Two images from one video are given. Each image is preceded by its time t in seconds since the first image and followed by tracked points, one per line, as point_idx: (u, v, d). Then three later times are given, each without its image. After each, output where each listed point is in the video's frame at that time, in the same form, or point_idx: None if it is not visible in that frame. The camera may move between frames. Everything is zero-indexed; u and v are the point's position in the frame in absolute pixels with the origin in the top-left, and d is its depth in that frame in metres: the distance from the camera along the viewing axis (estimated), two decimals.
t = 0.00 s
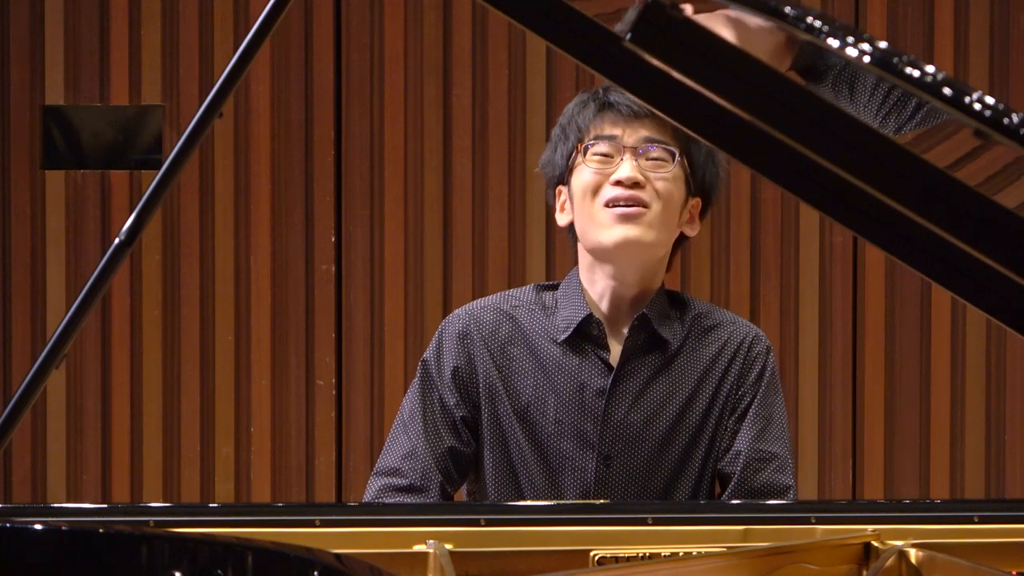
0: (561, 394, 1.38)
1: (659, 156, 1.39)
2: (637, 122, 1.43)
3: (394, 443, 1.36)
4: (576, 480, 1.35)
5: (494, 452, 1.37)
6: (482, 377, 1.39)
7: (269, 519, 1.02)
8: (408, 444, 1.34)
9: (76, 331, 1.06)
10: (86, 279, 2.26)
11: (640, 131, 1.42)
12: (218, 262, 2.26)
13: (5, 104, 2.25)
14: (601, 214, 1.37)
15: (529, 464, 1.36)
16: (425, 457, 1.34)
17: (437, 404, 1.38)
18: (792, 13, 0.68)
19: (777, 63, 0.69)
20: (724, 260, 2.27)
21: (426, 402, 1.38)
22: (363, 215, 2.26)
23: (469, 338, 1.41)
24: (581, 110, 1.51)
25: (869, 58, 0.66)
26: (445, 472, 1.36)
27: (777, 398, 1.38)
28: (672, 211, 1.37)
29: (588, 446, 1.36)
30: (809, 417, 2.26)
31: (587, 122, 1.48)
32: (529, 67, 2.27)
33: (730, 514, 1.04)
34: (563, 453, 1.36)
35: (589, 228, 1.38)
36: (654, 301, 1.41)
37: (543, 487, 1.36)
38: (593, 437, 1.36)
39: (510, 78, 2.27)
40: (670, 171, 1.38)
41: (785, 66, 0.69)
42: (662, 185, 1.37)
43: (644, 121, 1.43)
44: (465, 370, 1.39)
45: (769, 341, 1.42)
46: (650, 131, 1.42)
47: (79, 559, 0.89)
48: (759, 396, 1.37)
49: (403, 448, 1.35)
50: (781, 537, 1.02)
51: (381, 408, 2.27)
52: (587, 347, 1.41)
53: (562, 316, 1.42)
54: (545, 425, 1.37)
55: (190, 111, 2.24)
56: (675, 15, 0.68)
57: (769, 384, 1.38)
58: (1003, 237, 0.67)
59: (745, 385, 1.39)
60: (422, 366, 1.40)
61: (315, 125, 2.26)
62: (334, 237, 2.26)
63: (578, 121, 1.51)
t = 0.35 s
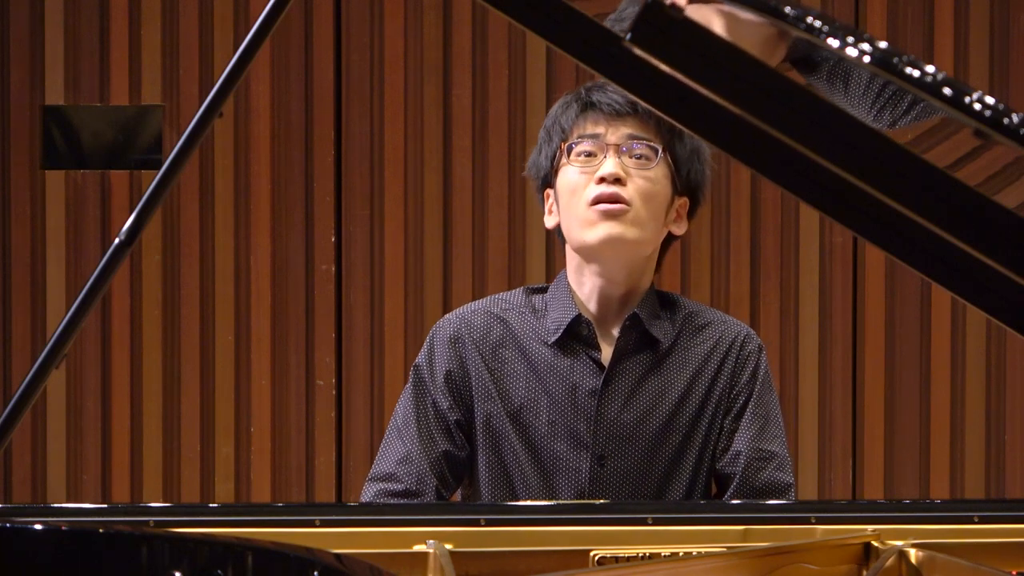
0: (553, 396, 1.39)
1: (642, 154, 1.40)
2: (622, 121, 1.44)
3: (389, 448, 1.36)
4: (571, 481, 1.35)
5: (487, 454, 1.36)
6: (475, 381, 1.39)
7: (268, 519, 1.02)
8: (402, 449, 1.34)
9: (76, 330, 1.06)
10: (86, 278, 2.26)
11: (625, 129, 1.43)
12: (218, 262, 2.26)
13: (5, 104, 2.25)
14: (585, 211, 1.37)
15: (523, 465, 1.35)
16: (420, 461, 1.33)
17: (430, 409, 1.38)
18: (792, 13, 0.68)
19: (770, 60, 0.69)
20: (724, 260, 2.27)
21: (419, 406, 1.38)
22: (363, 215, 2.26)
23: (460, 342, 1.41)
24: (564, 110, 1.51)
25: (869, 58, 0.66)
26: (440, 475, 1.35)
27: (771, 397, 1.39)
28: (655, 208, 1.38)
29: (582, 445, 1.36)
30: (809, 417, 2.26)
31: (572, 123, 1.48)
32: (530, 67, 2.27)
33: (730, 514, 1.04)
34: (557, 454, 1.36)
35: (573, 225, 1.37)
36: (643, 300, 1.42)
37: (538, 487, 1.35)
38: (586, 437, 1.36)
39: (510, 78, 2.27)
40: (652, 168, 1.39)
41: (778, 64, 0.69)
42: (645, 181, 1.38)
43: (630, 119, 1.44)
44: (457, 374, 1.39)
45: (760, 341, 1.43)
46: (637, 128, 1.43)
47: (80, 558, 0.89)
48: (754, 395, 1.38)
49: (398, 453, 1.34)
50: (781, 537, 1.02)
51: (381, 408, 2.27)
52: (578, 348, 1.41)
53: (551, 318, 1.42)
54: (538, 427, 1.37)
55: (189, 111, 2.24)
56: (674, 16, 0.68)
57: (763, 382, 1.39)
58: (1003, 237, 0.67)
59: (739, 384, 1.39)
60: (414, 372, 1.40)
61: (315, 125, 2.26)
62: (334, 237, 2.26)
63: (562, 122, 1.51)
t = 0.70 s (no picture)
0: (554, 395, 1.39)
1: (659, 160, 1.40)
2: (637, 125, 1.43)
3: (390, 447, 1.37)
4: (572, 480, 1.35)
5: (487, 453, 1.36)
6: (476, 380, 1.39)
7: (268, 519, 1.02)
8: (403, 448, 1.34)
9: (76, 330, 1.06)
10: (86, 279, 2.26)
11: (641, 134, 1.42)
12: (218, 262, 2.26)
13: (5, 105, 2.25)
14: (603, 216, 1.36)
15: (523, 465, 1.35)
16: (421, 460, 1.34)
17: (431, 408, 1.38)
18: (792, 13, 0.69)
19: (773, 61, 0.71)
20: (724, 260, 2.27)
21: (420, 405, 1.38)
22: (363, 215, 2.27)
23: (461, 341, 1.41)
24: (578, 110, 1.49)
25: (869, 58, 0.66)
26: (441, 475, 1.36)
27: (770, 399, 1.40)
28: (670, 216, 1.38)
29: (582, 445, 1.36)
30: (809, 418, 2.26)
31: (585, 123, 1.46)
32: (530, 67, 2.27)
33: (729, 514, 1.04)
34: (558, 454, 1.36)
35: (588, 230, 1.37)
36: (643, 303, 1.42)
37: (538, 486, 1.35)
38: (587, 436, 1.36)
39: (510, 79, 2.27)
40: (670, 176, 1.38)
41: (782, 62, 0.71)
42: (664, 189, 1.37)
43: (646, 124, 1.43)
44: (458, 374, 1.39)
45: (759, 343, 1.44)
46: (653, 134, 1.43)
47: (80, 558, 0.89)
48: (755, 397, 1.38)
49: (399, 451, 1.34)
50: (781, 537, 1.02)
51: (381, 407, 2.27)
52: (578, 348, 1.41)
53: (551, 318, 1.42)
54: (539, 426, 1.37)
55: (189, 111, 2.24)
56: (674, 16, 0.68)
57: (763, 385, 1.39)
58: (1003, 237, 0.67)
59: (739, 386, 1.40)
60: (414, 371, 1.40)
61: (315, 125, 2.26)
62: (334, 237, 2.26)
63: (575, 121, 1.49)
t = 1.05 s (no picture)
0: (559, 397, 1.38)
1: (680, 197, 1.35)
2: (672, 157, 1.37)
3: (394, 450, 1.36)
4: (575, 481, 1.35)
5: (491, 455, 1.36)
6: (481, 383, 1.39)
7: (268, 519, 1.02)
8: (407, 451, 1.34)
9: (76, 330, 1.06)
10: (86, 279, 2.26)
11: (677, 168, 1.37)
12: (218, 262, 2.26)
13: (5, 105, 2.25)
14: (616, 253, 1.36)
15: (528, 466, 1.35)
16: (425, 463, 1.34)
17: (436, 410, 1.38)
18: (792, 13, 0.70)
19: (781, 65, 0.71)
20: (724, 260, 2.27)
21: (424, 408, 1.38)
22: (364, 215, 2.27)
23: (465, 343, 1.41)
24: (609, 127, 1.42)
25: (869, 58, 0.66)
26: (445, 477, 1.36)
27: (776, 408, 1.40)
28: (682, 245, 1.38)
29: (587, 447, 1.36)
30: (809, 418, 2.26)
31: (616, 148, 1.40)
32: (530, 67, 2.27)
33: (729, 514, 1.04)
34: (563, 455, 1.36)
35: (602, 259, 1.38)
36: (649, 311, 1.42)
37: (542, 488, 1.35)
38: (592, 438, 1.36)
39: (510, 79, 2.27)
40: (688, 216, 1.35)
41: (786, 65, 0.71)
42: (680, 231, 1.35)
43: (682, 155, 1.37)
44: (463, 377, 1.39)
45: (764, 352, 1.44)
46: (686, 165, 1.37)
47: (80, 558, 0.89)
48: (761, 405, 1.38)
49: (403, 454, 1.34)
50: (781, 537, 1.02)
51: (381, 407, 2.27)
52: (583, 351, 1.41)
53: (556, 321, 1.42)
54: (544, 428, 1.37)
55: (189, 112, 2.24)
56: (674, 16, 0.68)
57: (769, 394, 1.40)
58: (1004, 237, 0.67)
59: (745, 394, 1.40)
60: (419, 374, 1.40)
61: (315, 125, 2.26)
62: (334, 237, 2.26)
63: (604, 140, 1.42)
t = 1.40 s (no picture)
0: (564, 400, 1.38)
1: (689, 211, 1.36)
2: (686, 171, 1.37)
3: (399, 454, 1.36)
4: (579, 485, 1.35)
5: (496, 458, 1.36)
6: (486, 386, 1.39)
7: (268, 519, 1.02)
8: (412, 454, 1.34)
9: (77, 330, 1.06)
10: (86, 279, 2.26)
11: (690, 181, 1.37)
12: (218, 263, 2.26)
13: (5, 104, 2.25)
14: (622, 261, 1.36)
15: (532, 470, 1.35)
16: (430, 466, 1.33)
17: (441, 413, 1.38)
18: (792, 13, 0.68)
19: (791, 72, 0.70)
20: (724, 261, 2.27)
21: (429, 411, 1.37)
22: (364, 215, 2.26)
23: (470, 346, 1.41)
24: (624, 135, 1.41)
25: (869, 58, 0.66)
26: (450, 480, 1.35)
27: (780, 415, 1.40)
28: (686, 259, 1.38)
29: (591, 451, 1.36)
30: (809, 418, 2.26)
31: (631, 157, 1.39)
32: (530, 67, 2.27)
33: (729, 514, 1.04)
34: (566, 459, 1.36)
35: (608, 265, 1.38)
36: (655, 316, 1.41)
37: (545, 490, 1.35)
38: (596, 442, 1.36)
39: (510, 79, 2.27)
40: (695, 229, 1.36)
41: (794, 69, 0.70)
42: (685, 243, 1.36)
43: (696, 169, 1.37)
44: (468, 380, 1.39)
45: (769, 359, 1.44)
46: (700, 178, 1.38)
47: (80, 559, 0.89)
48: (766, 412, 1.39)
49: (408, 458, 1.34)
50: (782, 538, 1.02)
51: (381, 407, 2.27)
52: (587, 355, 1.41)
53: (561, 324, 1.42)
54: (548, 431, 1.37)
55: (189, 112, 2.24)
56: (673, 16, 0.68)
57: (774, 401, 1.40)
58: (1004, 237, 0.67)
59: (750, 400, 1.40)
60: (424, 376, 1.40)
61: (315, 124, 2.25)
62: (334, 237, 2.26)
63: (619, 147, 1.41)
